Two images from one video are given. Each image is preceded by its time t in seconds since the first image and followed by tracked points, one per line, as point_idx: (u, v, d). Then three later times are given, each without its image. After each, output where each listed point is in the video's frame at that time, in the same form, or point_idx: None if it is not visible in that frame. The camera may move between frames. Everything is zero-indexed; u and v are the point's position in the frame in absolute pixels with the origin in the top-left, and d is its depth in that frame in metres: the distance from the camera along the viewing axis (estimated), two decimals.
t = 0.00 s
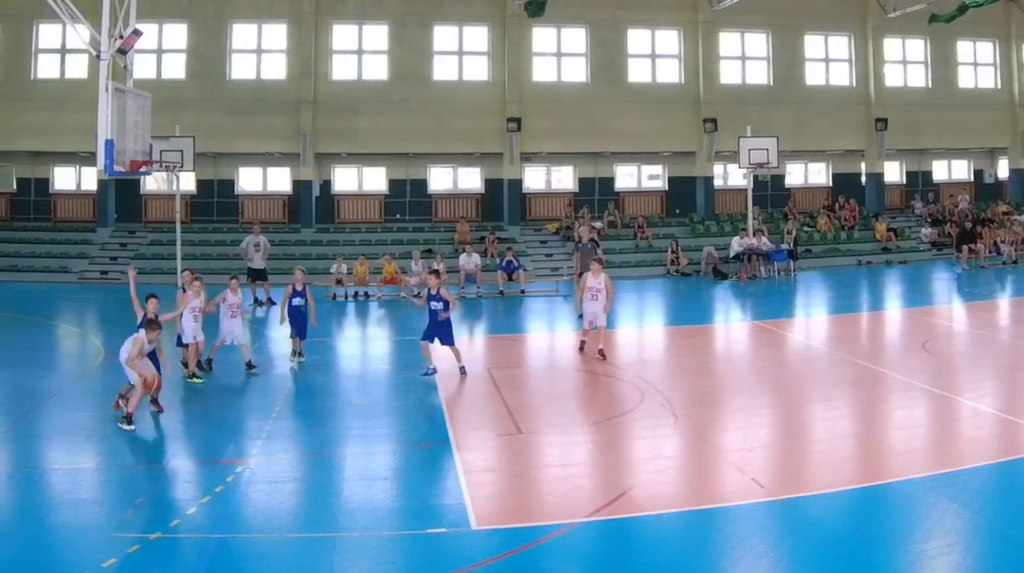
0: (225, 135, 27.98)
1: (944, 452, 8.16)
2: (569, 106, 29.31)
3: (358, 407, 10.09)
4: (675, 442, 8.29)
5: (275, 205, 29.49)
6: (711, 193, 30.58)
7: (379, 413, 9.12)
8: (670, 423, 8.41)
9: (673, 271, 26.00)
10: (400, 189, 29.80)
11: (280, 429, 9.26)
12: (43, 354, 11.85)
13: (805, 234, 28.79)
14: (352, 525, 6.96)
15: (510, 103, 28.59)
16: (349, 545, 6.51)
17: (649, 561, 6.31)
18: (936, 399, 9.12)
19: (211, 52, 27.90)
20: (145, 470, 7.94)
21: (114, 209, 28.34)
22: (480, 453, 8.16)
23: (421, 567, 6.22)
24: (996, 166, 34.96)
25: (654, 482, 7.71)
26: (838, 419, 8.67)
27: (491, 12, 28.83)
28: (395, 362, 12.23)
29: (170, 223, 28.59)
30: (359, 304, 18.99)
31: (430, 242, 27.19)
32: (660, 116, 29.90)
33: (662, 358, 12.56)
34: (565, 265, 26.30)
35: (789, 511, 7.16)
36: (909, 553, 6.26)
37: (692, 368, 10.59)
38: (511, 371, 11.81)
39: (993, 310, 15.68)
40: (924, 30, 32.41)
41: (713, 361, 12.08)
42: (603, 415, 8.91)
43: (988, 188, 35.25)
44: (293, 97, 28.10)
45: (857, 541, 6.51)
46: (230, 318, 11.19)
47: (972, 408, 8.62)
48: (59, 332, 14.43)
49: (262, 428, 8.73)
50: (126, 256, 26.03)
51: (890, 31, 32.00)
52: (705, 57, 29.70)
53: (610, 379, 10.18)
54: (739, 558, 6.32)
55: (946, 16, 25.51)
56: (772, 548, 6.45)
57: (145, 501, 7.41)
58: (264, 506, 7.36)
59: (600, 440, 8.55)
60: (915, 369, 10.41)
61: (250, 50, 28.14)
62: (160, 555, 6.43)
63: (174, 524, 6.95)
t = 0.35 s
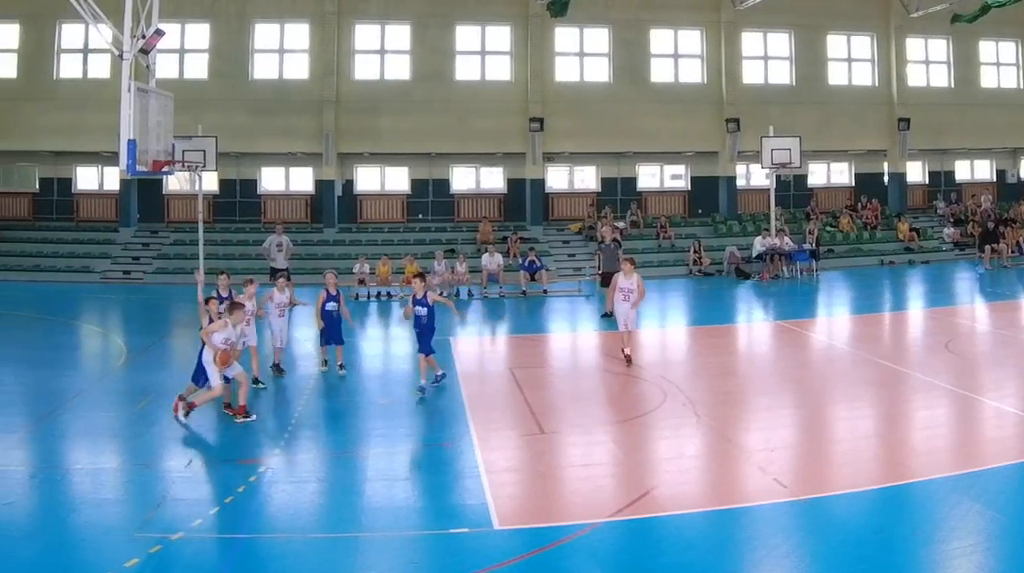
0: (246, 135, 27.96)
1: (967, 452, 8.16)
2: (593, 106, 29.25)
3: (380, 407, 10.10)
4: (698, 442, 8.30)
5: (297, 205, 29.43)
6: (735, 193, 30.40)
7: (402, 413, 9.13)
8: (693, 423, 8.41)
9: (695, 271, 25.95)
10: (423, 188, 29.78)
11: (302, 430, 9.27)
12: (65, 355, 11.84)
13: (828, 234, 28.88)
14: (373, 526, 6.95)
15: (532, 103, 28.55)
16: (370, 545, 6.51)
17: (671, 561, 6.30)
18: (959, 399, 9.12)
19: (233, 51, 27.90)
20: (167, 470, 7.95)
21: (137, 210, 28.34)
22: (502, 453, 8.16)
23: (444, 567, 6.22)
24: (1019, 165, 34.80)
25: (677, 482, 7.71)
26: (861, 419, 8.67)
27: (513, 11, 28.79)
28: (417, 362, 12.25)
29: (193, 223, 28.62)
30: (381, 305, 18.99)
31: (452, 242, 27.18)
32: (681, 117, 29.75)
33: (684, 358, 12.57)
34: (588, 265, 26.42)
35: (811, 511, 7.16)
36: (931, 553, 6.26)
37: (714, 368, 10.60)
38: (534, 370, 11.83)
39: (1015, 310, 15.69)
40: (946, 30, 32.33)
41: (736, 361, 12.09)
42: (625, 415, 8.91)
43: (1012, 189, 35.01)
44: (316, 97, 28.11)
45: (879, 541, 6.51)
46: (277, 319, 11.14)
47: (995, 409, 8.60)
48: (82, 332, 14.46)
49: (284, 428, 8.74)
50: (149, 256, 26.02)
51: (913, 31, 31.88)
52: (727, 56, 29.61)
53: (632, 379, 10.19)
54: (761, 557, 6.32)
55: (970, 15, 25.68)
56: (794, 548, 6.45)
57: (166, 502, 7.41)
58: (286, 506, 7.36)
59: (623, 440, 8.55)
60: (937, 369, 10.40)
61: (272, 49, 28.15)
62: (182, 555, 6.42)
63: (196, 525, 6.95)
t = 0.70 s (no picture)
0: (270, 136, 27.92)
1: (989, 453, 8.16)
2: (617, 106, 29.24)
3: (402, 407, 10.11)
4: (721, 443, 8.30)
5: (319, 206, 29.06)
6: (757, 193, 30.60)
7: (424, 413, 9.14)
8: (716, 422, 8.40)
9: (719, 271, 25.94)
10: (445, 188, 29.56)
11: (324, 431, 9.28)
12: (87, 355, 11.84)
13: (850, 234, 28.79)
14: (396, 526, 6.95)
15: (555, 104, 28.51)
16: (393, 545, 6.51)
17: (693, 561, 6.30)
18: (981, 399, 9.13)
19: (257, 51, 27.93)
20: (190, 470, 7.96)
21: (160, 209, 28.26)
22: (524, 453, 8.16)
23: (466, 567, 6.22)
24: None
25: (700, 482, 7.71)
26: (884, 419, 8.66)
27: (535, 12, 28.77)
28: (440, 362, 12.27)
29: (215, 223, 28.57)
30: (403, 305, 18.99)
31: (474, 242, 27.12)
32: (704, 117, 29.73)
33: (707, 358, 12.58)
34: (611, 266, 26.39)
35: (833, 512, 7.16)
36: (954, 553, 6.25)
37: (736, 368, 10.61)
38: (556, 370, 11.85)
39: None
40: (968, 30, 32.30)
41: (760, 362, 12.09)
42: (648, 415, 8.90)
43: None
44: (338, 97, 28.05)
45: (901, 542, 6.50)
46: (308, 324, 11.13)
47: (1019, 409, 8.57)
48: (105, 332, 14.46)
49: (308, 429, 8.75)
50: (171, 257, 26.00)
51: (935, 31, 31.87)
52: (750, 56, 29.57)
53: (654, 379, 10.19)
54: (783, 557, 6.32)
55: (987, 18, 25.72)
56: (816, 548, 6.44)
57: (189, 502, 7.41)
58: (308, 506, 7.36)
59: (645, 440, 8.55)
60: (959, 369, 10.40)
61: (295, 49, 28.15)
62: (204, 555, 6.42)
63: (218, 524, 6.95)
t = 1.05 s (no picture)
0: (293, 135, 27.99)
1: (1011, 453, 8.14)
2: (636, 106, 29.18)
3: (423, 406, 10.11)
4: (741, 443, 8.29)
5: (341, 205, 29.21)
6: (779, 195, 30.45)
7: (445, 413, 9.16)
8: (737, 423, 8.40)
9: (739, 271, 25.72)
10: (467, 189, 29.64)
11: (344, 430, 9.29)
12: (108, 355, 11.82)
13: (871, 234, 28.71)
14: (417, 526, 6.95)
15: (575, 104, 28.43)
16: (413, 545, 6.51)
17: (715, 562, 6.30)
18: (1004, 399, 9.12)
19: (279, 52, 27.93)
20: (212, 471, 7.96)
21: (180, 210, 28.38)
22: (546, 453, 8.16)
23: (488, 567, 6.22)
24: None
25: (720, 482, 7.72)
26: (904, 419, 8.66)
27: (555, 12, 28.70)
28: (460, 362, 12.29)
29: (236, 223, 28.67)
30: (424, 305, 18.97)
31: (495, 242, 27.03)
32: (727, 117, 29.64)
33: (728, 358, 12.60)
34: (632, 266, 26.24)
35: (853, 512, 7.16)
36: (974, 553, 6.25)
37: (757, 368, 10.62)
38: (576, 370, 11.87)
39: None
40: (989, 30, 32.01)
41: (782, 363, 12.10)
42: (669, 415, 8.91)
43: None
44: (360, 97, 28.06)
45: (920, 542, 6.50)
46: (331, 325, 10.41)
47: None
48: (126, 332, 14.46)
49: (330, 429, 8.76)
50: (192, 256, 25.94)
51: (956, 31, 31.53)
52: (771, 56, 29.43)
53: (673, 380, 10.20)
54: (803, 557, 6.32)
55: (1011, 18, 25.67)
56: (837, 548, 6.44)
57: (210, 502, 7.42)
58: (328, 506, 7.36)
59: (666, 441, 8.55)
60: (980, 370, 10.38)
61: (316, 50, 28.12)
62: (224, 555, 6.41)
63: (239, 524, 6.94)
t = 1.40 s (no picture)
0: (314, 134, 27.93)
1: None
2: (658, 105, 28.94)
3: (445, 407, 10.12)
4: (764, 443, 8.29)
5: (363, 205, 29.26)
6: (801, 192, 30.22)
7: (468, 413, 9.17)
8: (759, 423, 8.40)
9: (762, 271, 25.67)
10: (489, 188, 29.61)
11: (367, 430, 9.29)
12: (131, 355, 11.81)
13: (894, 234, 28.64)
14: (438, 525, 6.95)
15: (598, 103, 28.28)
16: (435, 545, 6.50)
17: (737, 561, 6.30)
18: None
19: (301, 52, 27.91)
20: (235, 470, 7.97)
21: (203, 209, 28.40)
22: (569, 453, 8.16)
23: (511, 567, 6.22)
24: None
25: (743, 482, 7.72)
26: (926, 419, 8.66)
27: (577, 12, 28.57)
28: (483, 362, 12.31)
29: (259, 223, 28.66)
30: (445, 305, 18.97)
31: (518, 242, 27.02)
32: (750, 116, 29.37)
33: (750, 358, 12.61)
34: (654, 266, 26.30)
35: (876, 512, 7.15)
36: (997, 553, 6.25)
37: (780, 368, 10.63)
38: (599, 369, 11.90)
39: None
40: (1012, 30, 31.97)
41: (805, 363, 12.11)
42: (692, 415, 8.92)
43: None
44: (383, 97, 27.99)
45: (942, 542, 6.50)
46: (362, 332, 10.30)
47: None
48: (148, 332, 14.46)
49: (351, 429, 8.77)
50: (215, 256, 25.97)
51: (980, 31, 31.44)
52: (794, 56, 29.24)
53: (695, 380, 10.21)
54: (826, 557, 6.32)
55: None
56: (859, 548, 6.44)
57: (233, 502, 7.41)
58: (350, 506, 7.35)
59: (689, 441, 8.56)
60: (1003, 372, 10.35)
61: (338, 49, 28.11)
62: (247, 555, 6.41)
63: (261, 524, 6.94)
